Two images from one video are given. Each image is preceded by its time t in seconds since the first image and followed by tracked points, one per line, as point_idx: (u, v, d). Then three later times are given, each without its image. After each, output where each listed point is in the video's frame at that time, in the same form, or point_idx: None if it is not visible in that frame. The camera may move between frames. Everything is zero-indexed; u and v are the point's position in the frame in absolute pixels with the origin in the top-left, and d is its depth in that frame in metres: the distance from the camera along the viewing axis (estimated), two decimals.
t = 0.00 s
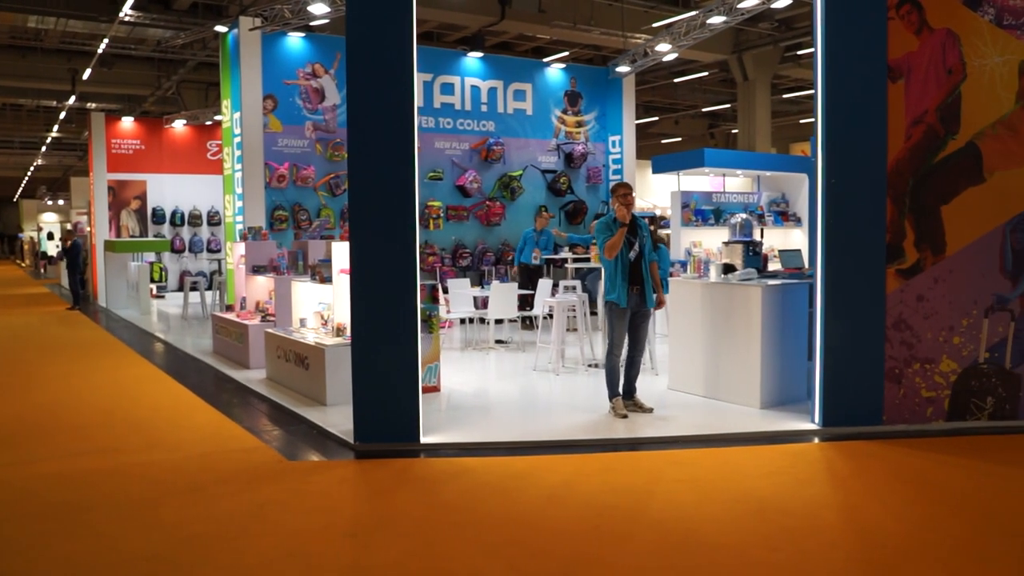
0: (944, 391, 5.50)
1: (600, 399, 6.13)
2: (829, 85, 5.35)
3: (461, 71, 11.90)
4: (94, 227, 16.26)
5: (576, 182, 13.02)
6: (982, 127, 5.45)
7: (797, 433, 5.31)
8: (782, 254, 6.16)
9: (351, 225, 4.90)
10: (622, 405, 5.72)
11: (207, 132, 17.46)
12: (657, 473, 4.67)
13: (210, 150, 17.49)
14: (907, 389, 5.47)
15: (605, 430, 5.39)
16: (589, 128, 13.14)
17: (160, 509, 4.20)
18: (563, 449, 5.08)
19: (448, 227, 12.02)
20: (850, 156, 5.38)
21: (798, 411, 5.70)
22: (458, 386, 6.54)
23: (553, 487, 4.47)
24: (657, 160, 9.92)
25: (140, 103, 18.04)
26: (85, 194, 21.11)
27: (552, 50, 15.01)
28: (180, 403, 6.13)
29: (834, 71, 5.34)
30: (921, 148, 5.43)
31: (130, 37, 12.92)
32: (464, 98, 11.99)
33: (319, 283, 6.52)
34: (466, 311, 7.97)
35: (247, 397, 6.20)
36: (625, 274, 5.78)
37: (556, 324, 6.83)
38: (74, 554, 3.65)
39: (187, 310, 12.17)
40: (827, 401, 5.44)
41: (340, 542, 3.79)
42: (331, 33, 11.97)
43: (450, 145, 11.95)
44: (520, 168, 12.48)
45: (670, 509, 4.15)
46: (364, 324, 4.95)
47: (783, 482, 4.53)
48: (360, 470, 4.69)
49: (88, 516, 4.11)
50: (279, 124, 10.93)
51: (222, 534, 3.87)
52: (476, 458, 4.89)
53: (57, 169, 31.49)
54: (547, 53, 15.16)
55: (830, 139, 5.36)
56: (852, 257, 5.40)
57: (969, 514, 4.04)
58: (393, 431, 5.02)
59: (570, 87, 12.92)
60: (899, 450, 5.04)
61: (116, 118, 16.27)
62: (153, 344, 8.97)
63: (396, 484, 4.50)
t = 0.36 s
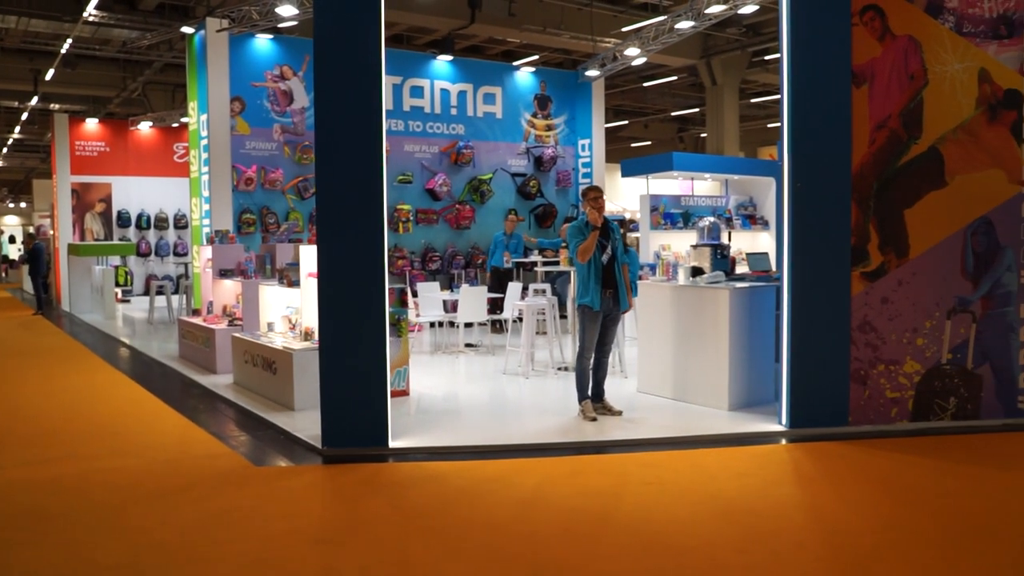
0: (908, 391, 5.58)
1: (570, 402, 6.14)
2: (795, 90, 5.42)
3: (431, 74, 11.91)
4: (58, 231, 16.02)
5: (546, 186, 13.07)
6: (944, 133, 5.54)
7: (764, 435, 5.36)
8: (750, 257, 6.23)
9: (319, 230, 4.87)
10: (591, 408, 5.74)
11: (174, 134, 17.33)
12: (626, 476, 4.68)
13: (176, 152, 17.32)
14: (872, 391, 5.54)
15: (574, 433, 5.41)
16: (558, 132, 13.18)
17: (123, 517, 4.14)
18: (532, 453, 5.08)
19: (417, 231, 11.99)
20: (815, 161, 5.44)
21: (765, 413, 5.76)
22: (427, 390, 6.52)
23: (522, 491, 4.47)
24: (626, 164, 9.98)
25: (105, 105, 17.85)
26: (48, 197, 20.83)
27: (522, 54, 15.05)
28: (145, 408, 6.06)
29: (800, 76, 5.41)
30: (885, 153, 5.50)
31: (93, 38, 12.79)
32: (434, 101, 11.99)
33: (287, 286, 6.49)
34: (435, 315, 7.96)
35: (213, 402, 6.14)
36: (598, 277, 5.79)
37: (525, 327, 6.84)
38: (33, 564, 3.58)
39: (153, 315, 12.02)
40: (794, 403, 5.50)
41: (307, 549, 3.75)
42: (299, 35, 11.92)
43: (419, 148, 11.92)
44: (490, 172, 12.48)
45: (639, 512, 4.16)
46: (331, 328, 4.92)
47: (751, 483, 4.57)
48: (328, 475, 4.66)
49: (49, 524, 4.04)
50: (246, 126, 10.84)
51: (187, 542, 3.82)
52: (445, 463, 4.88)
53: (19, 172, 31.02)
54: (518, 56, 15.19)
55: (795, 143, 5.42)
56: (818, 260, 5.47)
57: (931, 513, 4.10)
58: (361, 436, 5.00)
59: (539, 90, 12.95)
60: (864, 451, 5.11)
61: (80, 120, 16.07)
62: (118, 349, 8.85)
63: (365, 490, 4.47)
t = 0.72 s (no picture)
0: (877, 392, 5.65)
1: (543, 405, 6.16)
2: (765, 94, 5.47)
3: (404, 77, 11.89)
4: (24, 234, 15.82)
5: (519, 189, 13.10)
6: (911, 137, 5.62)
7: (736, 436, 5.41)
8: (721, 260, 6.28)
9: (289, 234, 4.86)
10: (564, 411, 5.77)
11: (143, 136, 17.10)
12: (598, 479, 4.70)
13: (147, 154, 17.18)
14: (842, 392, 5.61)
15: (548, 436, 5.42)
16: (531, 135, 13.22)
17: (91, 524, 4.09)
18: (504, 456, 5.09)
19: (390, 234, 11.96)
20: (784, 165, 5.50)
21: (737, 415, 5.81)
22: (400, 394, 6.52)
23: (493, 494, 4.48)
24: (598, 167, 10.03)
25: (73, 106, 17.69)
26: (15, 200, 20.56)
27: (495, 56, 15.09)
28: (114, 414, 6.00)
29: (770, 80, 5.47)
30: (854, 157, 5.57)
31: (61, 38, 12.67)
32: (407, 104, 11.96)
33: (258, 290, 6.46)
34: (407, 318, 7.96)
35: (184, 407, 6.10)
36: (571, 280, 5.80)
37: (499, 331, 6.84)
38: None
39: (123, 319, 11.86)
40: (766, 405, 5.55)
41: (278, 554, 3.74)
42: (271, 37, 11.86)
43: (392, 150, 11.89)
44: (463, 175, 12.49)
45: (612, 515, 4.18)
46: (303, 332, 4.91)
47: (720, 485, 4.61)
48: (299, 479, 4.64)
49: (14, 532, 3.98)
50: (218, 128, 10.78)
51: (156, 549, 3.78)
52: (417, 466, 4.88)
53: None
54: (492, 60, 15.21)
55: (765, 147, 5.48)
56: (789, 263, 5.53)
57: (897, 513, 4.16)
58: (333, 440, 4.99)
59: (512, 94, 12.98)
60: (834, 451, 5.17)
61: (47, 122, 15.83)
62: (87, 354, 8.74)
63: (337, 494, 4.45)
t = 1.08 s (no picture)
0: (849, 396, 5.72)
1: (518, 410, 6.17)
2: (737, 101, 5.53)
3: (378, 82, 11.90)
4: None
5: (494, 195, 13.11)
6: (881, 143, 5.69)
7: (710, 441, 5.45)
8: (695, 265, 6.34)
9: (262, 240, 4.84)
10: (539, 416, 5.78)
11: (115, 141, 17.34)
12: (572, 484, 4.72)
13: (119, 160, 17.36)
14: (815, 396, 5.67)
15: (522, 441, 5.44)
16: (506, 141, 13.23)
17: (59, 533, 4.05)
18: (478, 462, 5.10)
19: (365, 239, 11.93)
20: (756, 170, 5.56)
21: (711, 419, 5.85)
22: (375, 400, 6.51)
23: (467, 500, 4.48)
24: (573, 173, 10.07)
25: (45, 111, 17.76)
26: None
27: (471, 62, 15.13)
28: (84, 422, 5.95)
29: (741, 87, 5.52)
30: (825, 163, 5.64)
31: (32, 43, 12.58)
32: (381, 109, 11.95)
33: (232, 296, 6.43)
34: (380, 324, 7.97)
35: (157, 414, 6.05)
36: (545, 285, 5.83)
37: (474, 336, 6.85)
38: None
39: (95, 325, 11.74)
40: (739, 409, 5.60)
41: (249, 562, 3.71)
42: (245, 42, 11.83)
43: (367, 156, 11.87)
44: (438, 180, 12.50)
45: (587, 520, 4.19)
46: (276, 339, 4.89)
47: (693, 489, 4.65)
48: (272, 487, 4.62)
49: None
50: (191, 134, 10.73)
51: (127, 559, 3.74)
52: (392, 473, 4.87)
53: None
54: (468, 65, 15.23)
55: (738, 153, 5.53)
56: (762, 268, 5.58)
57: (867, 515, 4.21)
58: (306, 447, 4.97)
59: (487, 99, 13.01)
60: (807, 455, 5.23)
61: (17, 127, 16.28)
62: (58, 361, 8.66)
63: (311, 502, 4.44)
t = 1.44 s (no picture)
0: (829, 398, 5.77)
1: (500, 413, 6.18)
2: (718, 105, 5.57)
3: (360, 85, 11.89)
4: None
5: (476, 197, 13.12)
6: (860, 147, 5.75)
7: (692, 442, 5.48)
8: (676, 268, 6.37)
9: (242, 243, 4.82)
10: (520, 418, 5.79)
11: (95, 143, 17.14)
12: (553, 486, 4.74)
13: (99, 162, 17.20)
14: (795, 397, 5.72)
15: (503, 444, 5.45)
16: (488, 143, 13.27)
17: (36, 539, 4.02)
18: (460, 464, 5.12)
19: (347, 242, 11.90)
20: (736, 174, 5.60)
21: (692, 421, 5.88)
22: (356, 403, 6.50)
23: (448, 502, 4.49)
24: (555, 175, 10.10)
25: (23, 113, 17.53)
26: None
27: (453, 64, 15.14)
28: (62, 426, 5.90)
29: (721, 91, 5.56)
30: (804, 166, 5.68)
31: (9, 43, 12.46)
32: (363, 112, 11.94)
33: (212, 299, 6.40)
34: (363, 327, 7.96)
35: (137, 419, 6.01)
36: (526, 288, 5.85)
37: (455, 339, 6.85)
38: None
39: (74, 329, 11.62)
40: (719, 411, 5.63)
41: (229, 565, 3.70)
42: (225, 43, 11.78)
43: (349, 159, 11.84)
44: (421, 182, 12.50)
45: (567, 522, 4.21)
46: (257, 342, 4.87)
47: (673, 490, 4.68)
48: (254, 490, 4.61)
49: None
50: (171, 136, 10.69)
51: (106, 564, 3.73)
52: (373, 476, 4.87)
53: None
54: (450, 67, 15.23)
55: (718, 156, 5.57)
56: (742, 271, 5.62)
57: (843, 515, 4.26)
58: (287, 451, 4.96)
59: (469, 102, 13.03)
60: (787, 456, 5.27)
61: None
62: (37, 365, 8.58)
63: (292, 505, 4.43)
